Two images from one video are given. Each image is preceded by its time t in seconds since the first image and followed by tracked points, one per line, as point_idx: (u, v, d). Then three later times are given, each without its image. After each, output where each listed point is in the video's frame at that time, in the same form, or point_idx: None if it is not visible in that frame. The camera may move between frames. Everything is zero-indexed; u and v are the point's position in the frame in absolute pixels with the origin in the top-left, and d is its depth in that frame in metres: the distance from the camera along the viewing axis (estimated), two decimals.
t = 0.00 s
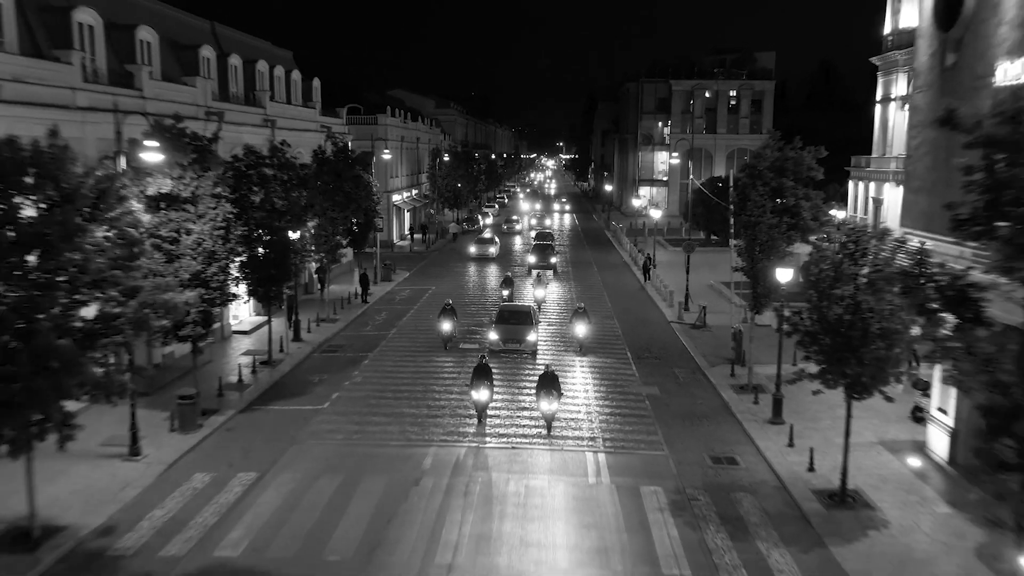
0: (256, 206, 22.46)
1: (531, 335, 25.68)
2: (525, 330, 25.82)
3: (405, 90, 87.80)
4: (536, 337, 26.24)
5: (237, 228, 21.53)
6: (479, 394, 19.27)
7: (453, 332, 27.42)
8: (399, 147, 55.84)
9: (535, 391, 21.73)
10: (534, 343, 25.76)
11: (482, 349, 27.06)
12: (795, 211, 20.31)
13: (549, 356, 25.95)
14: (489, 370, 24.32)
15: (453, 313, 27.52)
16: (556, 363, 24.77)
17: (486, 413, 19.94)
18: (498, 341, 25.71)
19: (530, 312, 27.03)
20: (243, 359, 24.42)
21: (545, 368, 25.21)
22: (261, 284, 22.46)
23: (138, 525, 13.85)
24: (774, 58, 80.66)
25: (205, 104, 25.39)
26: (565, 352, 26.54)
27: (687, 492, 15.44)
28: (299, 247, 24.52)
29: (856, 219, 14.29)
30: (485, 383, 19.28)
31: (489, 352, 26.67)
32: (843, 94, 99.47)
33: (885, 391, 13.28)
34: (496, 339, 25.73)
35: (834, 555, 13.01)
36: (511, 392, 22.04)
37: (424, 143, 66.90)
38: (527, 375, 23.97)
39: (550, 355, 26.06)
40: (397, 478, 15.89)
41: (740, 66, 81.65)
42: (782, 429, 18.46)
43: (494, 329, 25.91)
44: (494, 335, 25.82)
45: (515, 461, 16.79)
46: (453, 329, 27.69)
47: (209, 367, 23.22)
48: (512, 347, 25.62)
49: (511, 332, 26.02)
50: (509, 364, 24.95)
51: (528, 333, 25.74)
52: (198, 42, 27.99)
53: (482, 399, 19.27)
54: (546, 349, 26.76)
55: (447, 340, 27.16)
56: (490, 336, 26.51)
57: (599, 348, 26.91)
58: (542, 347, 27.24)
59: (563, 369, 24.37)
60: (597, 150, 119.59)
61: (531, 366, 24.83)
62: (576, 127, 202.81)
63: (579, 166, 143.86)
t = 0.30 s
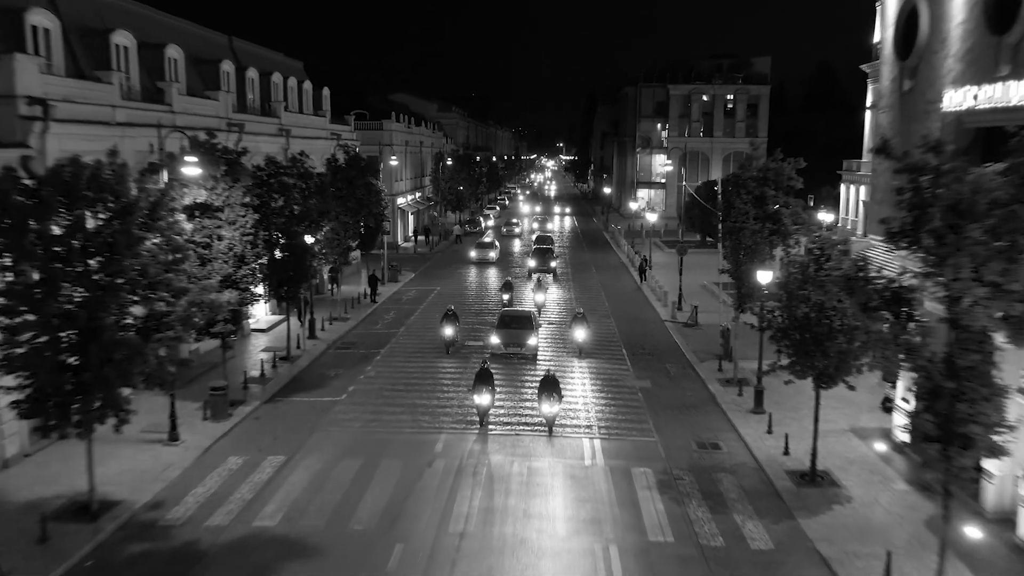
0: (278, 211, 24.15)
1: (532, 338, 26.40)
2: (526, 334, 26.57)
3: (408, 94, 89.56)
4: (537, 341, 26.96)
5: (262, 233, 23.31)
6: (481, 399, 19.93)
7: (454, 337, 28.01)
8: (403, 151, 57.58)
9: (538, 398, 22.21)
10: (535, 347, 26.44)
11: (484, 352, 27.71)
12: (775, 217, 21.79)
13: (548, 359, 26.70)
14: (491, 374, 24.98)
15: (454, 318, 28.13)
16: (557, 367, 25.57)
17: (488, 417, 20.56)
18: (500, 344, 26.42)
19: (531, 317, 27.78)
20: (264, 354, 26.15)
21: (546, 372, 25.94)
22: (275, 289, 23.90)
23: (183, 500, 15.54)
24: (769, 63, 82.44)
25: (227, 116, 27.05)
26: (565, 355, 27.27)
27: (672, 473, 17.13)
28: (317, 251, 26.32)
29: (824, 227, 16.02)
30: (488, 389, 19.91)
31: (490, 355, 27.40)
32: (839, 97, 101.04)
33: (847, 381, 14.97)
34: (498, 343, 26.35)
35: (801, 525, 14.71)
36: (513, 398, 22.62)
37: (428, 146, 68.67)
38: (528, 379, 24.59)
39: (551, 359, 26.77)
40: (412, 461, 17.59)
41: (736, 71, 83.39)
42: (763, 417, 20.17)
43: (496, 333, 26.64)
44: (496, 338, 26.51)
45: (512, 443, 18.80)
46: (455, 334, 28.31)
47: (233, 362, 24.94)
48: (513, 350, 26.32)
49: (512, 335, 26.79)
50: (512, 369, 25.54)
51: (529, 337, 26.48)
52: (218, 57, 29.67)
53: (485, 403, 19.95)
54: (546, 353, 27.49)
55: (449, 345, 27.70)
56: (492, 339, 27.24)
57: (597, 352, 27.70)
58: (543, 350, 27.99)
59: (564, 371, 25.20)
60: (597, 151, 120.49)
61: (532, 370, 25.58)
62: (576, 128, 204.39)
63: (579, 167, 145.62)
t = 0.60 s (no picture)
0: (295, 217, 25.62)
1: (532, 343, 27.17)
2: (526, 339, 27.34)
3: (410, 98, 91.20)
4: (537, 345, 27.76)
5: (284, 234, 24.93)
6: (482, 404, 20.42)
7: (456, 341, 28.66)
8: (407, 156, 59.26)
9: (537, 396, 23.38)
10: (535, 350, 27.41)
11: (485, 356, 28.29)
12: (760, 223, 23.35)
13: (548, 362, 27.43)
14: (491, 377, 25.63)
15: (456, 323, 28.75)
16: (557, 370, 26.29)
17: (489, 421, 21.08)
18: (501, 348, 27.14)
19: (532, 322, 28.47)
20: (281, 352, 27.84)
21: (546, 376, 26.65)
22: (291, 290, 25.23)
23: (219, 481, 17.22)
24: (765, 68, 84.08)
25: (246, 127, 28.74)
26: (564, 359, 27.94)
27: (661, 458, 18.80)
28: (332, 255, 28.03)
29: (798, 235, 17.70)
30: (488, 394, 20.44)
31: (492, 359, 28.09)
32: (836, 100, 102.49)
33: (818, 373, 16.64)
34: (498, 347, 27.18)
35: (775, 502, 16.38)
36: (513, 402, 23.07)
37: (431, 150, 70.32)
38: (528, 384, 25.16)
39: (551, 362, 27.55)
40: (424, 448, 19.29)
41: (732, 76, 85.04)
42: (746, 409, 21.86)
43: (497, 338, 27.35)
44: (497, 342, 27.30)
45: (515, 430, 20.62)
46: (457, 338, 28.85)
47: (252, 358, 26.63)
48: (513, 354, 27.05)
49: (513, 340, 27.49)
50: (512, 373, 26.11)
51: (529, 341, 27.22)
52: (235, 70, 31.35)
53: (485, 409, 20.46)
54: (546, 357, 28.19)
55: (450, 349, 28.32)
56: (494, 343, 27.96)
57: (595, 355, 28.41)
58: (543, 354, 28.70)
59: (563, 373, 26.08)
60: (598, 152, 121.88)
61: (532, 373, 26.26)
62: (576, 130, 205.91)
63: (579, 168, 147.21)
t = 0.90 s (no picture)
0: (310, 223, 27.16)
1: (532, 347, 27.83)
2: (526, 343, 27.98)
3: (412, 102, 92.74)
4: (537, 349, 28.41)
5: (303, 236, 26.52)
6: (483, 408, 21.22)
7: (457, 345, 29.24)
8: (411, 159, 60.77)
9: (537, 390, 25.08)
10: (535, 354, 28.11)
11: (486, 360, 28.96)
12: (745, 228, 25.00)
13: (548, 366, 28.08)
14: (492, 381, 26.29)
15: (458, 328, 29.39)
16: (556, 374, 26.96)
17: (490, 424, 21.76)
18: (502, 353, 27.79)
19: (531, 326, 29.09)
20: (295, 349, 29.52)
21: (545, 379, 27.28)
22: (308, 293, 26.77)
23: (247, 466, 18.87)
24: (761, 72, 85.47)
25: (263, 137, 30.46)
26: (563, 363, 28.58)
27: (651, 446, 20.45)
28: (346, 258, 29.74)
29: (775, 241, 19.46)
30: (489, 398, 21.24)
31: (493, 363, 28.78)
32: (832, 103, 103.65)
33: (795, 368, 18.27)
34: (500, 352, 27.61)
35: (754, 485, 18.01)
36: (514, 406, 23.68)
37: (433, 154, 71.87)
38: (529, 388, 25.77)
39: (550, 365, 28.24)
40: (433, 437, 20.94)
41: (729, 80, 86.44)
42: (732, 402, 23.51)
43: (498, 342, 28.05)
44: (498, 347, 27.80)
45: (518, 421, 22.35)
46: (458, 343, 29.48)
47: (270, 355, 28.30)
48: (514, 358, 27.72)
49: (513, 344, 28.16)
50: (512, 378, 26.77)
51: (529, 345, 27.84)
52: (250, 82, 32.96)
53: (486, 412, 21.25)
54: (546, 360, 28.81)
55: (451, 353, 28.97)
56: (495, 347, 28.63)
57: (593, 359, 29.09)
58: (543, 357, 29.35)
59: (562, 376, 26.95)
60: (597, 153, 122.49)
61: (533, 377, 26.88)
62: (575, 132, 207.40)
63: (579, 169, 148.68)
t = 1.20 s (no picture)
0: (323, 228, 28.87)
1: (531, 352, 28.46)
2: (526, 348, 28.58)
3: (415, 105, 94.41)
4: (537, 354, 29.04)
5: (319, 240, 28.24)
6: (484, 412, 21.64)
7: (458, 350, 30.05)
8: (415, 163, 62.43)
9: (536, 385, 26.81)
10: (535, 359, 28.70)
11: (486, 365, 29.58)
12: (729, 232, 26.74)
13: (548, 371, 28.61)
14: (493, 385, 26.94)
15: (458, 332, 30.09)
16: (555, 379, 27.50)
17: (491, 427, 22.39)
18: (503, 357, 28.45)
19: (531, 330, 29.92)
20: (308, 347, 31.18)
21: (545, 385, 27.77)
22: (324, 294, 28.48)
23: (270, 454, 20.47)
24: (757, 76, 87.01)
25: (277, 145, 32.07)
26: (562, 369, 29.10)
27: (643, 436, 22.07)
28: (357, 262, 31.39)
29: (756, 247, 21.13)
30: (490, 402, 21.65)
31: (493, 368, 29.43)
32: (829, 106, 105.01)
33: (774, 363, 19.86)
34: (500, 356, 28.60)
35: (737, 471, 19.60)
36: (513, 411, 24.17)
37: (435, 157, 73.50)
38: (529, 392, 26.34)
39: (550, 370, 28.82)
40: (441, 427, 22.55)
41: (725, 84, 87.97)
42: (720, 396, 25.13)
43: (498, 347, 28.69)
44: (499, 351, 28.77)
45: (518, 412, 24.04)
46: (459, 348, 30.13)
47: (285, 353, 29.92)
48: (514, 363, 28.38)
49: (513, 349, 28.79)
50: (512, 382, 27.38)
51: (529, 350, 28.47)
52: (264, 93, 34.60)
53: (487, 415, 21.64)
54: (545, 367, 29.30)
55: (453, 357, 29.71)
56: (495, 352, 29.27)
57: (591, 364, 29.63)
58: (542, 362, 29.97)
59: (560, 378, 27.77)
60: (597, 155, 123.64)
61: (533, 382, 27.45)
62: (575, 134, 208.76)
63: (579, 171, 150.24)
